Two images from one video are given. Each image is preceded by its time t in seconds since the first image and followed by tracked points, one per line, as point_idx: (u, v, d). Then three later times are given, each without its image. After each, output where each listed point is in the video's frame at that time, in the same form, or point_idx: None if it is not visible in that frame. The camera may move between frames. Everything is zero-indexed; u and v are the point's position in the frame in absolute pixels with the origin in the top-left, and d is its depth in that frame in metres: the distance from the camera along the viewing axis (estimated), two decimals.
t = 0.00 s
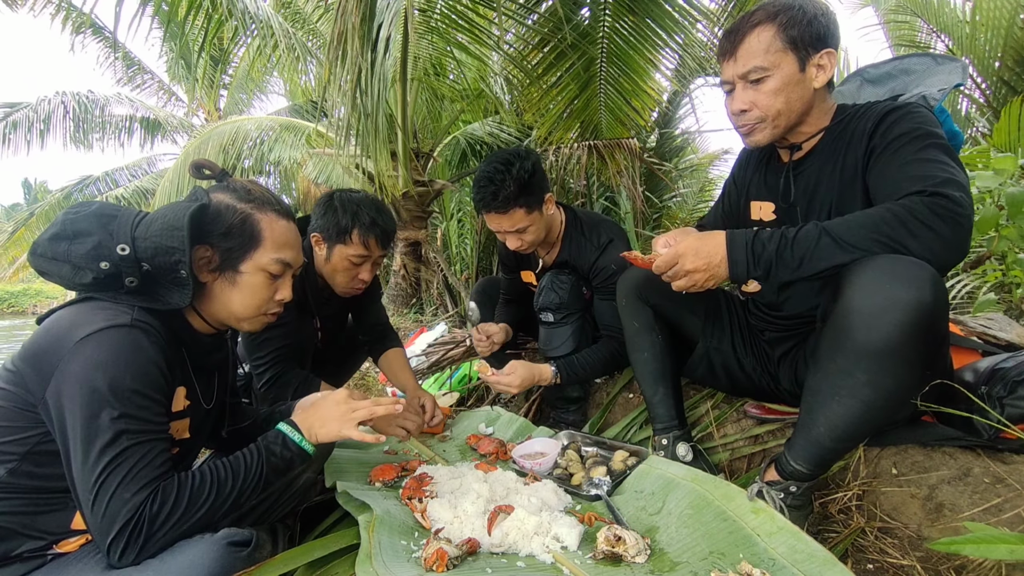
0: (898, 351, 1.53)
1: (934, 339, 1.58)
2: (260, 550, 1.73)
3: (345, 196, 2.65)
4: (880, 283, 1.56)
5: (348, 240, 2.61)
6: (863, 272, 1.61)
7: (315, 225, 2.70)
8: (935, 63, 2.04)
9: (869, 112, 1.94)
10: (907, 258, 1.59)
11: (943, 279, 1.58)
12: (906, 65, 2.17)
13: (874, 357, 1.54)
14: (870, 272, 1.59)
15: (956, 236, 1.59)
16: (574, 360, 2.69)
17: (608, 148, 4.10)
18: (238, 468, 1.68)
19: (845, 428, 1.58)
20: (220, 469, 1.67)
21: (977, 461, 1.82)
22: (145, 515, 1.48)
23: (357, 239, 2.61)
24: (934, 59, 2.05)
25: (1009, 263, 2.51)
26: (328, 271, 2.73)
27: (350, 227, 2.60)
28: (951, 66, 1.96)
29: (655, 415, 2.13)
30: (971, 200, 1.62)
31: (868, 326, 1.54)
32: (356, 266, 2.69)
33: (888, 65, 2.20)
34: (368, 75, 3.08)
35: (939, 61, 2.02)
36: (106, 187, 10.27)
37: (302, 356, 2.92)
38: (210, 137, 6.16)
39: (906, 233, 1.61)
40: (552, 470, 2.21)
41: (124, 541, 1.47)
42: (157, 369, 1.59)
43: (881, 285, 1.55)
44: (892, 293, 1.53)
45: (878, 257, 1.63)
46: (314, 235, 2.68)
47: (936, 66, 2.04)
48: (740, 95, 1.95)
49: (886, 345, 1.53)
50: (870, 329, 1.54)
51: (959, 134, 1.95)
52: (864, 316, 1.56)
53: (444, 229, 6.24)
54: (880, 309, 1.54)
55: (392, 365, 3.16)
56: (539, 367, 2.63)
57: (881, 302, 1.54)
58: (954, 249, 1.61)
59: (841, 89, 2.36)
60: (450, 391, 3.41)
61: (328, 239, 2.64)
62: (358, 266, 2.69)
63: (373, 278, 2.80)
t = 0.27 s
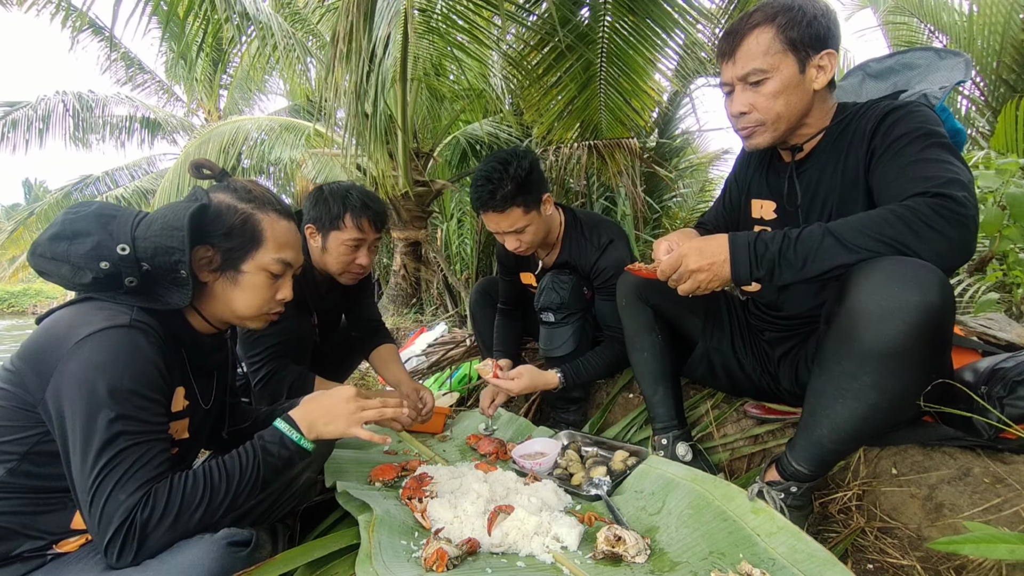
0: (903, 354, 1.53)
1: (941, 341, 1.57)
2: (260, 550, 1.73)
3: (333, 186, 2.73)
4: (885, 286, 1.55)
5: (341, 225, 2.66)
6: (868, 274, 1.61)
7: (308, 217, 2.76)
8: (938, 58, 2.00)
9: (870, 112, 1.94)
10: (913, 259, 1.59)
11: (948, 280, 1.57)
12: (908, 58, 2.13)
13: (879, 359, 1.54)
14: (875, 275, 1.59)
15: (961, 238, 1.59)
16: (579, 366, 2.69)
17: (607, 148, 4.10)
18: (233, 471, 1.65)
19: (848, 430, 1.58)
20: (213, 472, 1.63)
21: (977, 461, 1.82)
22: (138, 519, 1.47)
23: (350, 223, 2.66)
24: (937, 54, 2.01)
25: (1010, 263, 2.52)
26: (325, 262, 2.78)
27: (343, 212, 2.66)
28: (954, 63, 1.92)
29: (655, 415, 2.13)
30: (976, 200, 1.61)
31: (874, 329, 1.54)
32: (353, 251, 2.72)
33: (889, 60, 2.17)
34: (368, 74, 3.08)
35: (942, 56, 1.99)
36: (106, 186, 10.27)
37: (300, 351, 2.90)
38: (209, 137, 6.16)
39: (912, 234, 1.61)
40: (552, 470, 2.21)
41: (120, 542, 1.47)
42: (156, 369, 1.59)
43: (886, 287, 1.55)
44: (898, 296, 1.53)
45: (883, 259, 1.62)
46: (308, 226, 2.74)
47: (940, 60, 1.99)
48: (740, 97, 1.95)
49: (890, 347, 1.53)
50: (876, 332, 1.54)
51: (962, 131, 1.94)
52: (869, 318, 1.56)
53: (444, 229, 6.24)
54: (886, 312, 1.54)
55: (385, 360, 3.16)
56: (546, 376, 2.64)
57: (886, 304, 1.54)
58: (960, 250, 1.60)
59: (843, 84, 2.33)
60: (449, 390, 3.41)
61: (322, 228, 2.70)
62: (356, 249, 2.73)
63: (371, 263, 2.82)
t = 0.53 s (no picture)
0: (905, 355, 1.53)
1: (944, 342, 1.57)
2: (260, 550, 1.73)
3: (324, 179, 2.80)
4: (888, 287, 1.55)
5: (335, 215, 2.72)
6: (871, 275, 1.61)
7: (303, 211, 2.83)
8: (940, 56, 1.99)
9: (871, 113, 1.94)
10: (916, 260, 1.58)
11: (951, 280, 1.57)
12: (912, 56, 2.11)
13: (881, 360, 1.54)
14: (878, 275, 1.59)
15: (965, 238, 1.59)
16: (582, 367, 2.68)
17: (608, 148, 4.10)
18: (223, 470, 1.62)
19: (850, 431, 1.58)
20: (204, 470, 1.61)
21: (977, 461, 1.82)
22: (132, 520, 1.46)
23: (345, 211, 2.71)
24: (940, 51, 2.00)
25: (1009, 263, 2.52)
26: (322, 255, 2.81)
27: (337, 202, 2.71)
28: (957, 61, 1.91)
29: (655, 415, 2.13)
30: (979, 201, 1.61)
31: (877, 330, 1.54)
32: (349, 240, 2.76)
33: (891, 58, 2.16)
34: (368, 74, 3.08)
35: (944, 54, 1.97)
36: (106, 186, 10.27)
37: (297, 347, 2.89)
38: (209, 138, 6.15)
39: (915, 235, 1.61)
40: (552, 470, 2.22)
41: (116, 543, 1.47)
42: (156, 370, 1.59)
43: (889, 287, 1.55)
44: (902, 297, 1.52)
45: (886, 259, 1.62)
46: (303, 219, 2.78)
47: (942, 59, 1.99)
48: (742, 98, 1.94)
49: (893, 348, 1.53)
50: (879, 332, 1.54)
51: (965, 130, 1.94)
52: (872, 319, 1.56)
53: (444, 229, 6.24)
54: (889, 313, 1.53)
55: (379, 360, 3.12)
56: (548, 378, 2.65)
57: (889, 305, 1.54)
58: (963, 251, 1.60)
59: (845, 82, 2.32)
60: (450, 391, 3.41)
61: (317, 219, 2.76)
62: (351, 240, 2.76)
63: (367, 254, 2.85)
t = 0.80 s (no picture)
0: (907, 355, 1.53)
1: (946, 342, 1.57)
2: (260, 550, 1.73)
3: (319, 177, 2.84)
4: (891, 287, 1.55)
5: (331, 210, 2.75)
6: (873, 275, 1.61)
7: (301, 210, 2.86)
8: (942, 56, 2.00)
9: (874, 113, 1.94)
10: (919, 260, 1.59)
11: (953, 280, 1.57)
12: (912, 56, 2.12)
13: (883, 360, 1.54)
14: (880, 275, 1.59)
15: (968, 239, 1.59)
16: (578, 364, 2.68)
17: (608, 148, 4.10)
18: (222, 467, 1.63)
19: (851, 431, 1.58)
20: (204, 469, 1.61)
21: (977, 461, 1.81)
22: (133, 520, 1.46)
23: (341, 206, 2.75)
24: (941, 51, 2.01)
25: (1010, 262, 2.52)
26: (320, 251, 2.81)
27: (332, 199, 2.77)
28: (959, 61, 1.93)
29: (655, 415, 2.13)
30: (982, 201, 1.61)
31: (879, 329, 1.54)
32: (346, 236, 2.77)
33: (891, 58, 2.16)
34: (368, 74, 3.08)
35: (946, 54, 1.98)
36: (106, 186, 10.27)
37: (296, 347, 2.88)
38: (209, 138, 6.15)
39: (918, 235, 1.61)
40: (552, 470, 2.21)
41: (116, 544, 1.48)
42: (156, 370, 1.59)
43: (892, 287, 1.55)
44: (903, 297, 1.53)
45: (889, 259, 1.62)
46: (301, 217, 2.82)
47: (943, 59, 2.00)
48: (747, 97, 1.94)
49: (895, 348, 1.53)
50: (880, 332, 1.54)
51: (966, 131, 1.94)
52: (874, 319, 1.56)
53: (444, 229, 6.24)
54: (892, 313, 1.53)
55: (378, 357, 3.16)
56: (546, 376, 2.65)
57: (891, 305, 1.54)
58: (966, 251, 1.60)
59: (844, 82, 2.31)
60: (450, 391, 3.41)
61: (313, 216, 2.79)
62: (348, 234, 2.78)
63: (365, 249, 2.86)
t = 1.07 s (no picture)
0: (907, 355, 1.53)
1: (946, 342, 1.57)
2: (260, 550, 1.73)
3: (313, 177, 2.85)
4: (891, 287, 1.55)
5: (330, 207, 2.75)
6: (873, 275, 1.61)
7: (300, 209, 2.86)
8: (942, 57, 2.01)
9: (875, 113, 1.94)
10: (918, 260, 1.58)
11: (952, 280, 1.57)
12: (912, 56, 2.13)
13: (883, 360, 1.54)
14: (880, 275, 1.59)
15: (968, 239, 1.58)
16: (580, 355, 2.69)
17: (608, 148, 4.10)
18: (225, 469, 1.63)
19: (851, 431, 1.58)
20: (205, 469, 1.61)
21: (977, 461, 1.82)
22: (133, 520, 1.46)
23: (340, 203, 2.76)
24: (942, 52, 2.01)
25: (1010, 262, 2.52)
26: (320, 248, 2.81)
27: (332, 197, 2.77)
28: (959, 62, 1.93)
29: (655, 415, 2.13)
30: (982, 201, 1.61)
31: (878, 329, 1.54)
32: (347, 232, 2.77)
33: (892, 58, 2.16)
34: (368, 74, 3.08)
35: (946, 54, 1.99)
36: (106, 186, 10.27)
37: (296, 345, 2.87)
38: (209, 138, 6.16)
39: (917, 235, 1.61)
40: (552, 470, 2.22)
41: (117, 545, 1.48)
42: (156, 370, 1.59)
43: (891, 287, 1.55)
44: (903, 297, 1.53)
45: (888, 259, 1.62)
46: (301, 216, 2.81)
47: (944, 59, 2.00)
48: (750, 96, 1.94)
49: (894, 348, 1.53)
50: (880, 332, 1.54)
51: (967, 131, 1.94)
52: (874, 319, 1.56)
53: (444, 229, 6.24)
54: (891, 313, 1.54)
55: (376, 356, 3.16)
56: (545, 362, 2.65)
57: (890, 305, 1.54)
58: (966, 251, 1.60)
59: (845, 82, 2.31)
60: (450, 391, 3.41)
61: (312, 214, 2.79)
62: (349, 231, 2.78)
63: (366, 245, 2.86)
